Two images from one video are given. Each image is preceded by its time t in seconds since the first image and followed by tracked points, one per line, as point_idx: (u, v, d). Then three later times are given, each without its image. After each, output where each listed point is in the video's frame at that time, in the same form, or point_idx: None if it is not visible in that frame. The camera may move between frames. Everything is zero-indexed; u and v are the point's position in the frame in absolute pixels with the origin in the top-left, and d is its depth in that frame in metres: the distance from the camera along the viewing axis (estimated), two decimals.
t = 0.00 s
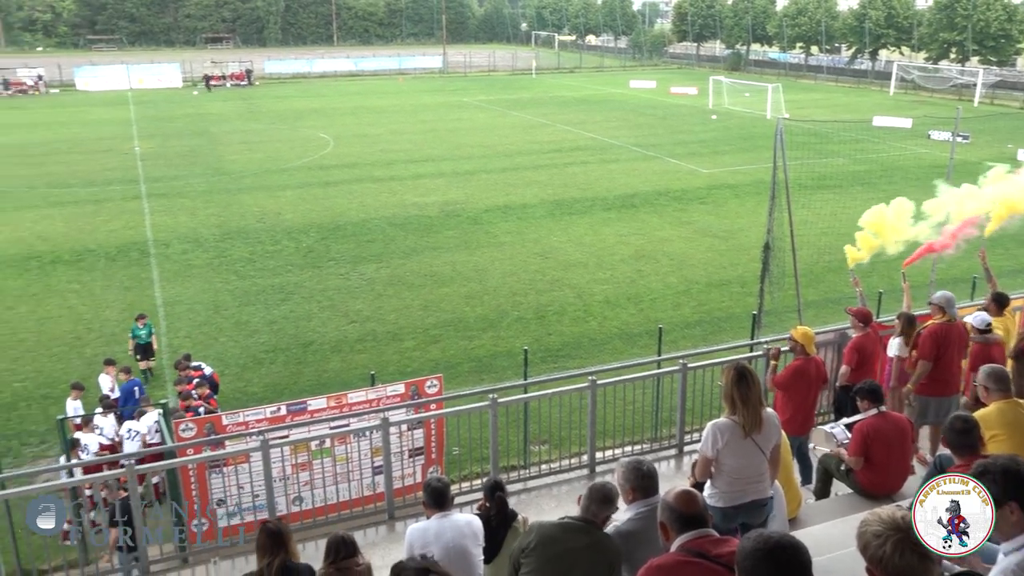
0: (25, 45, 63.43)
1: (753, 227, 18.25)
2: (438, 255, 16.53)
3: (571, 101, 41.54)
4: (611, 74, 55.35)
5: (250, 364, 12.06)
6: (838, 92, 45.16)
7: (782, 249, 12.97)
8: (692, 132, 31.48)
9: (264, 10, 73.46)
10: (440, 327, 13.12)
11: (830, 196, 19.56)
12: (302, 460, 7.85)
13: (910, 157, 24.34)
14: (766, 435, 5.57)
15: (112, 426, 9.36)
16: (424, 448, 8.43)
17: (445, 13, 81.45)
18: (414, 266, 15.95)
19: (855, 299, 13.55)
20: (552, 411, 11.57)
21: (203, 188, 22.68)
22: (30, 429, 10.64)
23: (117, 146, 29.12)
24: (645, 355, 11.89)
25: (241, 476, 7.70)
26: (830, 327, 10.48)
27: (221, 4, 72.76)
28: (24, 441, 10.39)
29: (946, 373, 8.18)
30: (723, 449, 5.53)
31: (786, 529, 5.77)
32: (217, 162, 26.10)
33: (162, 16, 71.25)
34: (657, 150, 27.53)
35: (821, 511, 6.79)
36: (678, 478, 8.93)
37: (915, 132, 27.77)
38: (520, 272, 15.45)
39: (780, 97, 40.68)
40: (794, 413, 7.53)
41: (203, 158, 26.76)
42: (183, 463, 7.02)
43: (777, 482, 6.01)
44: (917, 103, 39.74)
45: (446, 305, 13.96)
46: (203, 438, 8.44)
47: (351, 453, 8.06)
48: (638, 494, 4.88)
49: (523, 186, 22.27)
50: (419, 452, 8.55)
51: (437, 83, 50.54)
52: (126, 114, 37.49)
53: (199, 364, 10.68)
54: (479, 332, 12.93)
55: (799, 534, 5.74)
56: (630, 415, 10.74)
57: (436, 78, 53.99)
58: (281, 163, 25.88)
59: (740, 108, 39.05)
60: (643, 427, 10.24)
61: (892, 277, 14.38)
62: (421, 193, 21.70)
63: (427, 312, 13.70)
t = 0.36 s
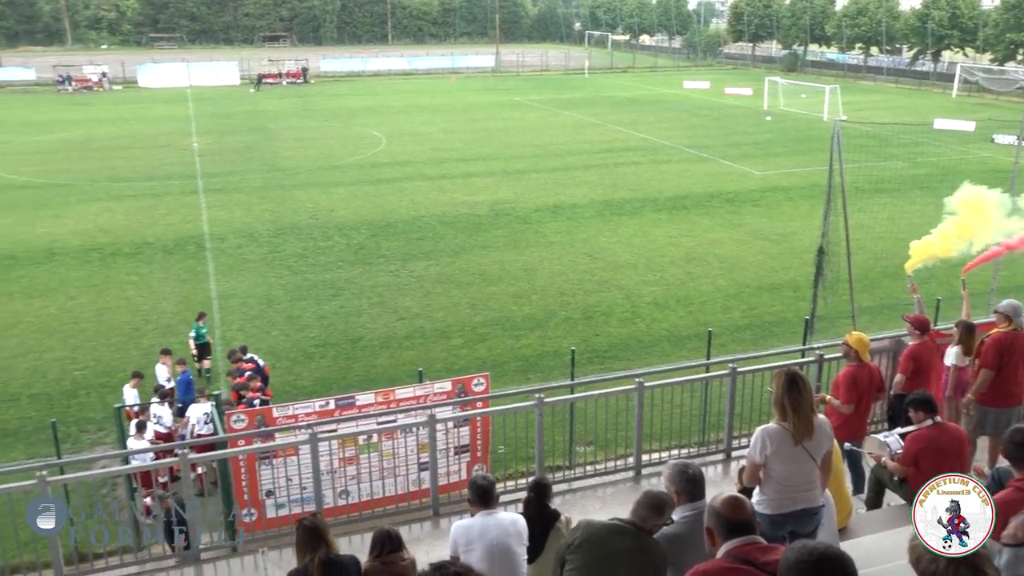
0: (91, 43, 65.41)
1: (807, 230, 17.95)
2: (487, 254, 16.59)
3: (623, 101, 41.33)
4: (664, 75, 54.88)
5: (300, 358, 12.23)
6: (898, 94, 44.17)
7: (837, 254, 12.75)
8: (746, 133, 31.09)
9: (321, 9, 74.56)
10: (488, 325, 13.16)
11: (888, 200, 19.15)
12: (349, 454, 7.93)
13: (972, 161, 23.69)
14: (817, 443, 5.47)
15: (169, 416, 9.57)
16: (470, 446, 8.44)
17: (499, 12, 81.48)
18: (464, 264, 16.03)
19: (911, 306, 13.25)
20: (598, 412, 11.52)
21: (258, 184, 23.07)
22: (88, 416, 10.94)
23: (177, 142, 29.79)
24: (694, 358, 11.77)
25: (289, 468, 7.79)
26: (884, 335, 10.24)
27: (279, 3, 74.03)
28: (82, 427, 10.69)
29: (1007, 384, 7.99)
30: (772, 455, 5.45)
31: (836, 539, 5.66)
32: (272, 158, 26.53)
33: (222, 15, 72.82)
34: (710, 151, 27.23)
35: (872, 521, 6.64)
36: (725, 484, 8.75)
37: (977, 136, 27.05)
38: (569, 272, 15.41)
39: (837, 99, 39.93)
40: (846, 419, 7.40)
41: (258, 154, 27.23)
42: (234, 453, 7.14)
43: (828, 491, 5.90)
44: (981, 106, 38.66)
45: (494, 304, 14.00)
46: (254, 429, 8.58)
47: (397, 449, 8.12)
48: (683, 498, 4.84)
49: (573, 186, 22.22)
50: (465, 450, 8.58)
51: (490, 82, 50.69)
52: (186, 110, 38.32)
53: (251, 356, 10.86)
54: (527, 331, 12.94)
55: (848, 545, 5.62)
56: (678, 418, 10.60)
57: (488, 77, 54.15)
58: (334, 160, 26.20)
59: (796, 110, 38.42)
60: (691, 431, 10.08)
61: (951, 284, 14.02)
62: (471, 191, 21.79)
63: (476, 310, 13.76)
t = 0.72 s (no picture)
0: (133, 42, 66.77)
1: (844, 234, 17.71)
2: (519, 254, 16.61)
3: (659, 101, 41.08)
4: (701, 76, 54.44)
5: (333, 355, 12.33)
6: (940, 95, 43.33)
7: (874, 258, 12.58)
8: (783, 135, 30.74)
9: (358, 8, 75.18)
10: (520, 325, 13.17)
11: (929, 204, 18.82)
12: (380, 451, 7.98)
13: (1017, 164, 23.18)
14: (852, 449, 5.40)
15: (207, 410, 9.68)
16: (500, 445, 8.46)
17: (535, 12, 81.35)
18: (496, 264, 16.05)
19: (951, 312, 13.02)
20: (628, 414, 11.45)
21: (294, 182, 23.30)
22: (125, 409, 11.12)
23: (215, 140, 30.19)
24: (727, 361, 11.66)
25: (321, 464, 7.86)
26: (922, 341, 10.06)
27: (316, 3, 74.91)
28: (119, 420, 10.86)
29: None
30: (805, 461, 5.38)
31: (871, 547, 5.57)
32: (308, 157, 26.78)
33: (261, 15, 73.75)
34: (746, 153, 26.97)
35: (907, 530, 6.54)
36: (757, 489, 8.64)
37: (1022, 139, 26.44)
38: (602, 272, 15.37)
39: (878, 100, 39.30)
40: (881, 426, 7.28)
41: (295, 153, 27.50)
42: (266, 449, 7.19)
43: (863, 498, 5.81)
44: None
45: (527, 304, 14.00)
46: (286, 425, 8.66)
47: (428, 447, 8.15)
48: (714, 502, 4.80)
49: (607, 187, 22.15)
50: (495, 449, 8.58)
51: (525, 82, 50.67)
52: (225, 109, 38.86)
53: (285, 352, 10.98)
54: (558, 331, 12.93)
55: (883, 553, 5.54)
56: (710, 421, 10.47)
57: (523, 77, 54.14)
58: (369, 159, 26.37)
59: (834, 111, 37.89)
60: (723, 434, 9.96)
61: (992, 290, 13.75)
62: (505, 191, 21.80)
63: (508, 310, 13.77)
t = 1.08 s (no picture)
0: (181, 41, 68.09)
1: (889, 238, 17.41)
2: (558, 254, 16.59)
3: (702, 102, 40.71)
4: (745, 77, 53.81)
5: (372, 352, 12.43)
6: (993, 98, 42.25)
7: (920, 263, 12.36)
8: (828, 137, 30.27)
9: (402, 7, 75.68)
10: (558, 326, 13.16)
11: (978, 209, 18.41)
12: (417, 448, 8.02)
13: None
14: (894, 457, 5.30)
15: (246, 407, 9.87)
16: (537, 445, 8.45)
17: (578, 12, 80.99)
18: (535, 263, 16.06)
19: (1000, 319, 12.72)
20: (666, 417, 11.36)
21: (335, 180, 23.50)
22: (168, 402, 11.32)
23: (259, 137, 30.57)
24: (767, 365, 11.52)
25: (358, 459, 7.91)
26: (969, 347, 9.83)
27: (360, 3, 75.67)
28: (162, 412, 11.07)
29: None
30: (846, 468, 5.29)
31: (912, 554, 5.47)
32: (350, 155, 27.02)
33: (305, 14, 74.60)
34: (790, 155, 26.61)
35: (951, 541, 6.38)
36: (797, 495, 8.50)
37: None
38: (642, 274, 15.30)
39: (927, 102, 38.49)
40: (925, 434, 7.14)
41: (337, 151, 27.74)
42: (305, 443, 7.27)
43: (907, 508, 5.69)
44: None
45: (565, 304, 13.98)
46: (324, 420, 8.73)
47: (465, 445, 8.17)
48: (752, 507, 4.75)
49: (648, 188, 22.02)
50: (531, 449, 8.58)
51: (566, 82, 50.55)
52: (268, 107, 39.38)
53: (325, 349, 10.95)
54: (596, 332, 12.90)
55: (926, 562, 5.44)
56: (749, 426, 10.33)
57: (564, 77, 54.00)
58: (409, 158, 26.50)
59: (881, 113, 37.18)
60: (762, 440, 9.81)
61: None
62: (545, 191, 21.78)
63: (547, 310, 13.77)
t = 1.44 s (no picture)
0: (233, 40, 69.45)
1: (942, 243, 17.04)
2: (602, 254, 16.55)
3: (750, 103, 40.26)
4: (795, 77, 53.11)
5: (414, 349, 12.51)
6: None
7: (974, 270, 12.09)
8: (880, 139, 29.71)
9: (450, 7, 76.11)
10: (601, 326, 13.13)
11: None
12: (459, 446, 8.07)
13: None
14: (944, 467, 5.17)
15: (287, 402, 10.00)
16: (578, 445, 8.46)
17: (626, 12, 80.67)
18: (579, 263, 16.05)
19: None
20: (710, 422, 11.26)
21: (382, 178, 23.72)
22: (216, 394, 11.54)
23: (308, 135, 31.01)
24: (813, 370, 11.37)
25: (399, 455, 7.97)
26: None
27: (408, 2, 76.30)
28: (210, 404, 11.27)
29: None
30: (893, 476, 5.17)
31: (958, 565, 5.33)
32: (396, 153, 27.23)
33: (355, 14, 75.50)
34: (841, 157, 26.19)
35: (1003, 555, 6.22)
36: (843, 503, 8.35)
37: None
38: (686, 276, 15.19)
39: (984, 104, 37.57)
40: (977, 445, 6.98)
41: (383, 149, 28.00)
42: (348, 437, 7.35)
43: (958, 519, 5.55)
44: None
45: (609, 305, 13.94)
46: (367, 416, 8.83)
47: (506, 444, 8.19)
48: (797, 514, 4.69)
49: (694, 189, 21.83)
50: (572, 450, 8.57)
51: (613, 82, 50.38)
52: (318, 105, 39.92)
53: (369, 344, 11.10)
54: (639, 334, 12.84)
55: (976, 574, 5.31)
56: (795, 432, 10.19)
57: (612, 77, 53.84)
58: (455, 157, 26.65)
59: (937, 116, 36.38)
60: (807, 446, 9.68)
61: None
62: (590, 191, 21.75)
63: (589, 310, 13.74)
